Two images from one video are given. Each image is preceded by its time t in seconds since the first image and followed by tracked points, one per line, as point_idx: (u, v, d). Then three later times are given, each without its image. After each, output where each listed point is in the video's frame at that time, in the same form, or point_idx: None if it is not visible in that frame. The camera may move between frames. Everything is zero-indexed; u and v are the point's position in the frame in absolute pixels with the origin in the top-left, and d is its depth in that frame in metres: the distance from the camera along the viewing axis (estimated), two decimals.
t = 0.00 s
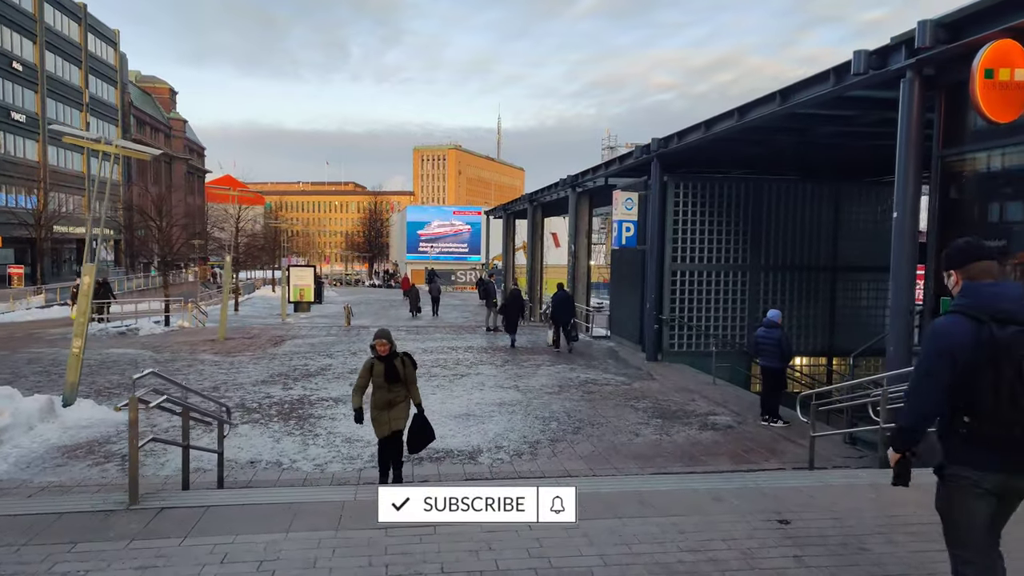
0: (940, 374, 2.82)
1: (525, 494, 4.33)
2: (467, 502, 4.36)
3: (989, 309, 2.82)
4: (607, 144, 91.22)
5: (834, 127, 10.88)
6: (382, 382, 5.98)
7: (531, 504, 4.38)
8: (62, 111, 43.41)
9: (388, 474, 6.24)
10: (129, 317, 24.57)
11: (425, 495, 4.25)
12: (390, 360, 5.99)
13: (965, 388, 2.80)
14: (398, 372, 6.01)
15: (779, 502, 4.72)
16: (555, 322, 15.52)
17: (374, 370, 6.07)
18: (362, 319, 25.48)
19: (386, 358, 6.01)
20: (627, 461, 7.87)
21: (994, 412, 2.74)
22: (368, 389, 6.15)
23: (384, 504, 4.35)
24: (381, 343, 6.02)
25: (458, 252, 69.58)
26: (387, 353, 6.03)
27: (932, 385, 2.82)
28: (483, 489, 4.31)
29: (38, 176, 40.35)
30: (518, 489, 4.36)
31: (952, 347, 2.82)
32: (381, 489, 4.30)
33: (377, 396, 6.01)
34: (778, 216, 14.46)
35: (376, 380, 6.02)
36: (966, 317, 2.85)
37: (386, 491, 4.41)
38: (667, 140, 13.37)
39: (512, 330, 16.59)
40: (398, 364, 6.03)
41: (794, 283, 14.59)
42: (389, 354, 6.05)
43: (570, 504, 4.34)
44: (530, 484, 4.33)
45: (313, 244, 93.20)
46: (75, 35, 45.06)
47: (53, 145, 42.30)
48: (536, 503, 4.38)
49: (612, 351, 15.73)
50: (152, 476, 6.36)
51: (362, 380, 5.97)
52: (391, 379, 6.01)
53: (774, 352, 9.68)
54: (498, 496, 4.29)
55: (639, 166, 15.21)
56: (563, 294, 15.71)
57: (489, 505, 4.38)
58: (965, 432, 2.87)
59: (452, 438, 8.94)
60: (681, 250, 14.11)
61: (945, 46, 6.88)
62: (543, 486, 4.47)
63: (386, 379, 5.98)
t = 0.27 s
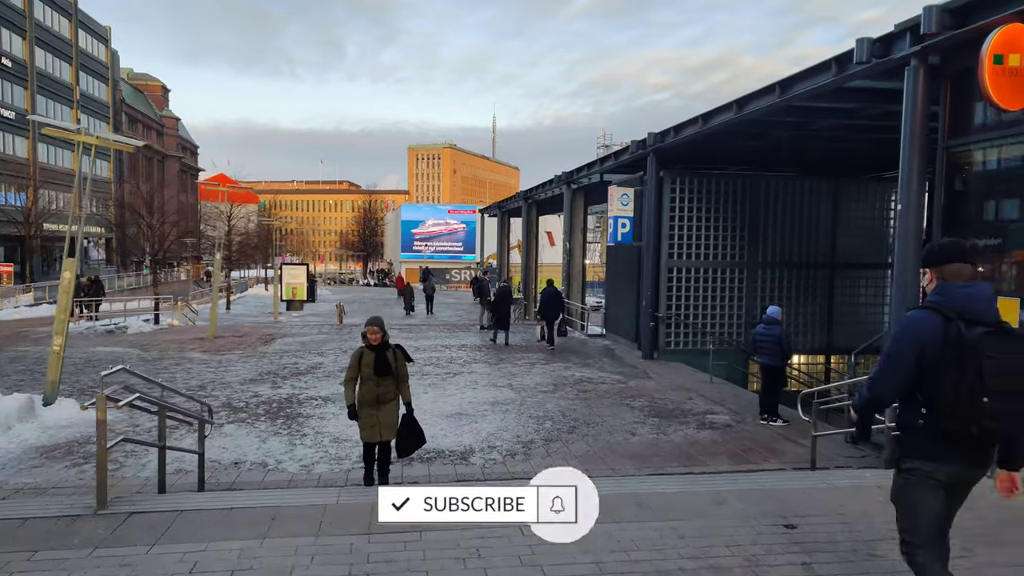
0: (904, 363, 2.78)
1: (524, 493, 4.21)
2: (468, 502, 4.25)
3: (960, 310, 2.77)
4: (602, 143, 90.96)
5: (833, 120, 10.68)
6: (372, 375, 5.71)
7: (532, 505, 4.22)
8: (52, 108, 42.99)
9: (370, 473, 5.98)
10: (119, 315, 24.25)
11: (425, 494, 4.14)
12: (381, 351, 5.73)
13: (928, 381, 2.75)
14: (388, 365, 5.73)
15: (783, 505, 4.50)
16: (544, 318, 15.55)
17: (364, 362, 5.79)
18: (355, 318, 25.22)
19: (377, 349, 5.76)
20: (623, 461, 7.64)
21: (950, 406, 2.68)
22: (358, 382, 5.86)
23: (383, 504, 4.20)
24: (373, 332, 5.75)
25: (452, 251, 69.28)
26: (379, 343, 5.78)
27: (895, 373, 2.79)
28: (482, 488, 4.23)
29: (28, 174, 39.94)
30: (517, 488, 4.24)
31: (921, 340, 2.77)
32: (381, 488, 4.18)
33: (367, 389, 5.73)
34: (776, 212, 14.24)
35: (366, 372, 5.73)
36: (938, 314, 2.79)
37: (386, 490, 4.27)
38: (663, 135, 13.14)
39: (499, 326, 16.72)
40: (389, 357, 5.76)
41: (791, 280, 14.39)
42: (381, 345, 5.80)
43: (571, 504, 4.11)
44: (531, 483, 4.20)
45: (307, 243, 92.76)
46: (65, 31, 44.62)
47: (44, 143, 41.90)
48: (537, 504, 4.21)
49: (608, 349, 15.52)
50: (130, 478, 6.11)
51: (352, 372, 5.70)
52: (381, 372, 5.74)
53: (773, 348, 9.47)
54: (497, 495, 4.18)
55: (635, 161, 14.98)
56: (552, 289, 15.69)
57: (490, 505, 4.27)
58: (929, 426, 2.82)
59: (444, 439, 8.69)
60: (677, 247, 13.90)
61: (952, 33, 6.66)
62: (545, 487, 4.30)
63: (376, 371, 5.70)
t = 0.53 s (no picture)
0: (879, 327, 2.96)
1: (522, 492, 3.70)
2: (468, 502, 3.96)
3: (921, 278, 3.02)
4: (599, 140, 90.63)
5: (835, 110, 10.46)
6: (355, 365, 5.51)
7: (532, 503, 3.71)
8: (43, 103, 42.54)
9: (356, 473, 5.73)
10: (109, 311, 23.93)
11: (426, 494, 3.88)
12: (364, 340, 5.51)
13: (895, 345, 2.95)
14: (371, 356, 5.49)
15: (790, 503, 4.28)
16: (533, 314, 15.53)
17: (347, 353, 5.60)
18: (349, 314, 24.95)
19: (359, 338, 5.53)
20: (621, 458, 7.41)
21: (917, 365, 2.90)
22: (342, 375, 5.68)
23: (384, 504, 3.96)
24: (357, 321, 5.56)
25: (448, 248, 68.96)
26: (362, 332, 5.56)
27: (872, 344, 2.94)
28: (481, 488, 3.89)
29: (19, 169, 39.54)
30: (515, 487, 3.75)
31: (891, 306, 2.97)
32: (379, 488, 3.92)
33: (350, 380, 5.53)
34: (774, 206, 14.02)
35: (348, 362, 5.53)
36: (902, 282, 3.02)
37: (386, 489, 4.03)
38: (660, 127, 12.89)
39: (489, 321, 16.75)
40: (372, 347, 5.53)
41: (790, 274, 14.19)
42: (364, 334, 5.57)
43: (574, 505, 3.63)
44: (530, 480, 3.69)
45: (302, 240, 92.34)
46: (57, 25, 44.15)
47: (35, 138, 41.46)
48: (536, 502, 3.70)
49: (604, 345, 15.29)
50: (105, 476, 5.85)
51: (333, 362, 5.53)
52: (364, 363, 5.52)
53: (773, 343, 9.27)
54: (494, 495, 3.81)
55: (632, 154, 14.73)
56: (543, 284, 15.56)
57: (490, 504, 3.93)
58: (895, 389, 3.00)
59: (436, 435, 8.45)
60: (674, 240, 13.67)
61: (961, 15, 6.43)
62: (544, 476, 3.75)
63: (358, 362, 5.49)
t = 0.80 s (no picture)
0: (831, 313, 3.04)
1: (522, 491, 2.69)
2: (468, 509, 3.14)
3: (871, 263, 3.07)
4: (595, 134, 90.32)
5: (836, 98, 10.26)
6: (331, 350, 5.23)
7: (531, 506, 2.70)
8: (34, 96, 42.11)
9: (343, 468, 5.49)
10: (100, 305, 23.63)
11: (425, 495, 3.46)
12: (337, 323, 5.25)
13: (849, 328, 3.02)
14: (347, 339, 5.24)
15: (798, 499, 4.08)
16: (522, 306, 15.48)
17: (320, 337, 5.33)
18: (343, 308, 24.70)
19: (332, 320, 5.26)
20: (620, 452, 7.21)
21: (868, 348, 2.98)
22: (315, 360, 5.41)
23: (383, 505, 3.59)
24: (329, 300, 5.22)
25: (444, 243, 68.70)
26: (335, 314, 5.28)
27: (827, 327, 3.02)
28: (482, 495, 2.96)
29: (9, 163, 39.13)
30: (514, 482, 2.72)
31: (843, 294, 3.05)
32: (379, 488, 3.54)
33: (327, 367, 5.26)
34: (774, 196, 13.80)
35: (324, 348, 5.25)
36: (855, 268, 3.08)
37: (386, 488, 3.65)
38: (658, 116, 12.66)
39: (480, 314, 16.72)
40: (348, 329, 5.27)
41: (789, 266, 13.99)
42: (337, 316, 5.30)
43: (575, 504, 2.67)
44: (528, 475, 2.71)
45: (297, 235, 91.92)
46: (47, 17, 43.66)
47: (26, 131, 41.04)
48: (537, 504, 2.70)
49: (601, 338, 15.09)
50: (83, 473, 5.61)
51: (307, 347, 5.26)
52: (340, 347, 5.24)
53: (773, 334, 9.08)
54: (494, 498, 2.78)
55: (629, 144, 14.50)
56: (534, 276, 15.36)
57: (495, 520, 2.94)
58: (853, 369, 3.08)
59: (429, 429, 8.23)
60: (672, 232, 13.45)
61: None
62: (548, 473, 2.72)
63: (333, 347, 5.21)
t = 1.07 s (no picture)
0: (798, 280, 3.16)
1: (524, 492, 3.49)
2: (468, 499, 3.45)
3: (843, 235, 3.18)
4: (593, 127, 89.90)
5: (839, 82, 10.01)
6: (309, 338, 5.00)
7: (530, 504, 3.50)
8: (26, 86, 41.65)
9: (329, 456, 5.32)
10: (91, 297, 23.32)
11: (426, 494, 3.47)
12: (313, 306, 5.00)
13: (817, 295, 3.14)
14: (324, 325, 5.00)
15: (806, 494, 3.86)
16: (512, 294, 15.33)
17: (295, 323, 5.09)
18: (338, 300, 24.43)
19: (309, 303, 5.02)
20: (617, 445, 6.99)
21: (835, 314, 3.09)
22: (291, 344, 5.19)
23: (381, 505, 3.55)
24: (305, 281, 4.95)
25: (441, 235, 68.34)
26: (310, 296, 5.03)
27: (793, 292, 3.15)
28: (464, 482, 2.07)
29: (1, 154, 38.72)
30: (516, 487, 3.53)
31: (810, 261, 3.16)
32: (378, 487, 3.57)
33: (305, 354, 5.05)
34: (773, 185, 13.57)
35: (299, 334, 5.03)
36: (826, 240, 3.19)
37: (387, 489, 3.65)
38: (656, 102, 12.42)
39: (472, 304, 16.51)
40: (325, 313, 5.03)
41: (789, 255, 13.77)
42: (313, 298, 5.05)
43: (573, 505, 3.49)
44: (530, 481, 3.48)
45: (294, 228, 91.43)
46: (38, 6, 43.14)
47: (17, 122, 40.60)
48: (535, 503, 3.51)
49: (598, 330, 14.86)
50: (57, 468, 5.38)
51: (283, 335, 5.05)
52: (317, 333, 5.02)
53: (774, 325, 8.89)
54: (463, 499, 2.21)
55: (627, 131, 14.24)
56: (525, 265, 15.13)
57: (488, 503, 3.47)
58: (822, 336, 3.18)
59: (421, 421, 7.99)
60: (671, 221, 13.21)
61: None
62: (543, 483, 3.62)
63: (308, 333, 4.99)
